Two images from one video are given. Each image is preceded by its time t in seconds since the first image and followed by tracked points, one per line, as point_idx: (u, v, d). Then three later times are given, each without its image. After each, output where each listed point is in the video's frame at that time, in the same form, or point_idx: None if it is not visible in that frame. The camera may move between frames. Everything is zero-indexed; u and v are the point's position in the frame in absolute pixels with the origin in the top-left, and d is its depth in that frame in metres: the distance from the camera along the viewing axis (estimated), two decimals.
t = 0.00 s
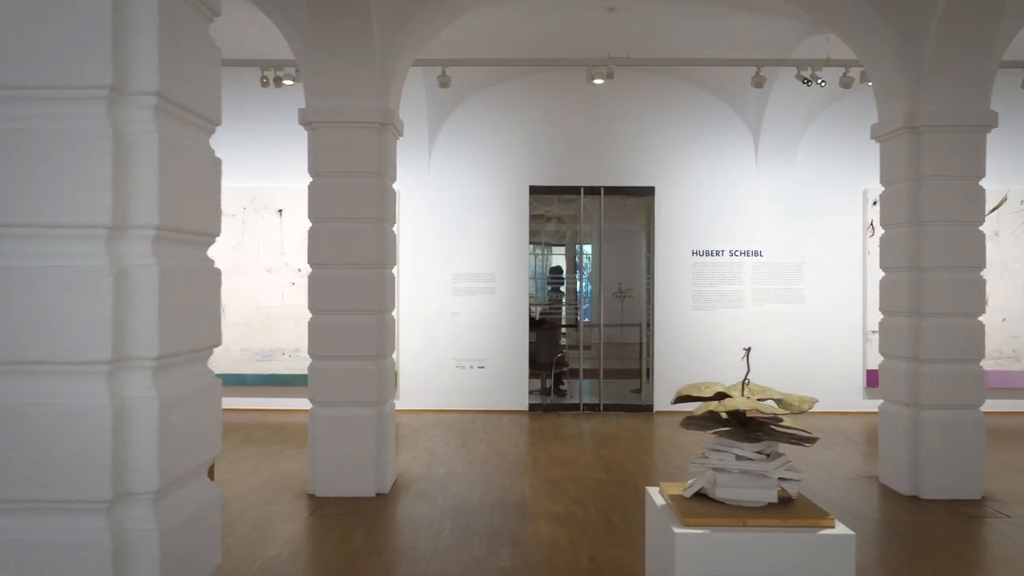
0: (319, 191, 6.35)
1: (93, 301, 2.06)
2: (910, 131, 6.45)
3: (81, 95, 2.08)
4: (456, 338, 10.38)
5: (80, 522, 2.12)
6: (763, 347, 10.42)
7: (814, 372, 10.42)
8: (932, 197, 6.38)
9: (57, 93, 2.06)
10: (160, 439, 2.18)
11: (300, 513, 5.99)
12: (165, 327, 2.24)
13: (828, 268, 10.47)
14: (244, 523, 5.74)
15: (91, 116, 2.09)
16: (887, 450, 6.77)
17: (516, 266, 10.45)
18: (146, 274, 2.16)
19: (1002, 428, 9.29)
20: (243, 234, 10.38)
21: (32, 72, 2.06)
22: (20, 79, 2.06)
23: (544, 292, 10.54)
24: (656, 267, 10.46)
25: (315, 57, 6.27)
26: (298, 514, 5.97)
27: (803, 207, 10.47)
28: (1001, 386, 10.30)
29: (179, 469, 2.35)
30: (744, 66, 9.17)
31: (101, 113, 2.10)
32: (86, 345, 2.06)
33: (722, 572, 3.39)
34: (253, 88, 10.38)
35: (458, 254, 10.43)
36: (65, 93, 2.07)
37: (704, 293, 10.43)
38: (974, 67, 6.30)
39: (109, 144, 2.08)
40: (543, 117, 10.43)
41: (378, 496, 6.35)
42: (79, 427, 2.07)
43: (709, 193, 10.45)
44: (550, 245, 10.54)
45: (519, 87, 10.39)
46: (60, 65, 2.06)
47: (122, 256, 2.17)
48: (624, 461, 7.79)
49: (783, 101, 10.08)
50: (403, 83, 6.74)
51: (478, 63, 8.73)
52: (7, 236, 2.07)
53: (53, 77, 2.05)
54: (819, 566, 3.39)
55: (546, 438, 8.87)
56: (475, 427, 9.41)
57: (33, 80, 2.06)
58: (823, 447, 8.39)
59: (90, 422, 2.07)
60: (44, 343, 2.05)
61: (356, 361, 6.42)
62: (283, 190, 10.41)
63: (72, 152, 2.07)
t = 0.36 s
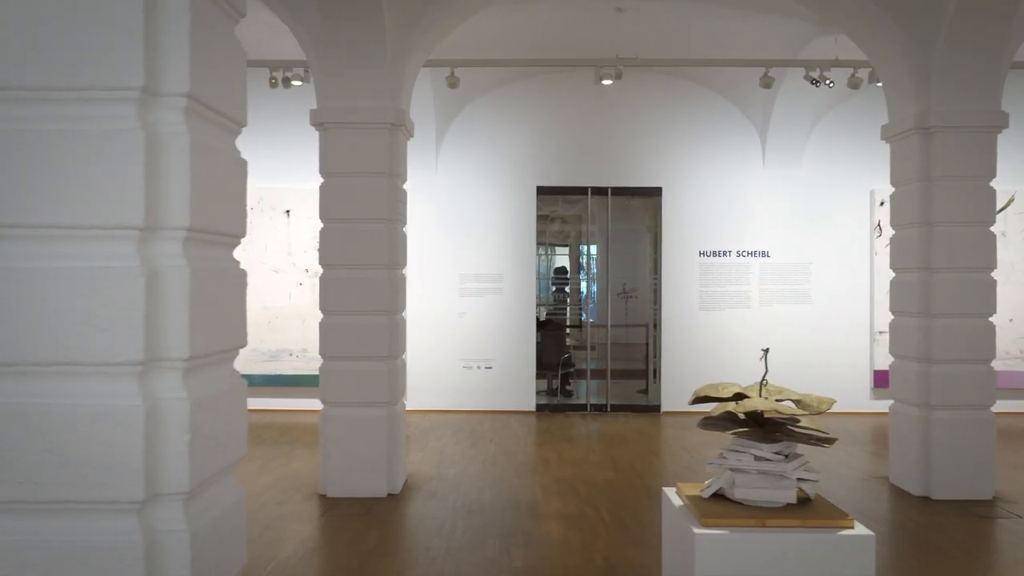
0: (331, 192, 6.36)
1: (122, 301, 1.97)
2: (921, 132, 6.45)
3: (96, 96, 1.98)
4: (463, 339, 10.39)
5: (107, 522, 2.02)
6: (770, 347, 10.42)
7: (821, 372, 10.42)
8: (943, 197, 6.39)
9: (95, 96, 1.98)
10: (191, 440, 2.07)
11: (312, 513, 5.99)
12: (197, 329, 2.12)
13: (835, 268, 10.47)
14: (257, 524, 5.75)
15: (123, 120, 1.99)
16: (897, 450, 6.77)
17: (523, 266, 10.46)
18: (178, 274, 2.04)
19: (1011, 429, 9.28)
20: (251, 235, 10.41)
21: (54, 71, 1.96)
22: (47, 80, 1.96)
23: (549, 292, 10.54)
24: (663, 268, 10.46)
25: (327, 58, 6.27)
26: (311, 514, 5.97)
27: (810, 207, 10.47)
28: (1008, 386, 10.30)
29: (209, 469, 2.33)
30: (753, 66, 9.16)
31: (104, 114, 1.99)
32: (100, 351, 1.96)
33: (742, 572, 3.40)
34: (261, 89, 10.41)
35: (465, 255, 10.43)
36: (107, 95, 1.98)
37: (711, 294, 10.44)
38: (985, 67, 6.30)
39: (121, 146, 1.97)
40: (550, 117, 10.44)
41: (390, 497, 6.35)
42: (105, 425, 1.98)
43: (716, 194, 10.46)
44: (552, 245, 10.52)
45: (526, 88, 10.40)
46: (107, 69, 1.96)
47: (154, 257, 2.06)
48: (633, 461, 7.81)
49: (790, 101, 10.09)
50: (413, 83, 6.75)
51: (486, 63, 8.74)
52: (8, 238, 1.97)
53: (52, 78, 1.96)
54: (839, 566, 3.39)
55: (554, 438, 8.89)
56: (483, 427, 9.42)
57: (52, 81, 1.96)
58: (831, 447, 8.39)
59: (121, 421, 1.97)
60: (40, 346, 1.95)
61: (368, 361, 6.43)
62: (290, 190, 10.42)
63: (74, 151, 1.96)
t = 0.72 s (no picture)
0: (342, 193, 6.36)
1: (152, 295, 2.13)
2: (931, 133, 6.46)
3: (97, 98, 2.16)
4: (470, 339, 10.40)
5: (142, 521, 2.19)
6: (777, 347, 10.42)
7: (828, 372, 10.43)
8: (953, 198, 6.40)
9: (133, 98, 2.15)
10: (221, 440, 2.22)
11: (323, 513, 6.01)
12: (227, 329, 2.26)
13: (843, 269, 10.47)
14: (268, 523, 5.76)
15: (160, 121, 2.17)
16: (907, 451, 6.78)
17: (530, 266, 10.47)
18: (209, 279, 2.20)
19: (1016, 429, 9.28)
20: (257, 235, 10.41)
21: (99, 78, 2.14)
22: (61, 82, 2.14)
23: (554, 292, 10.54)
24: (670, 268, 10.46)
25: (337, 59, 6.27)
26: (322, 514, 5.99)
27: (816, 208, 10.48)
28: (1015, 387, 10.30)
29: (238, 469, 2.35)
30: (760, 67, 9.18)
31: (102, 115, 2.18)
32: (135, 346, 2.14)
33: (761, 572, 3.40)
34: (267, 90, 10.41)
35: (472, 256, 10.45)
36: (107, 97, 2.16)
37: (718, 294, 10.44)
38: (996, 68, 6.31)
39: (121, 147, 2.14)
40: (557, 117, 10.45)
41: (400, 497, 6.36)
42: (135, 421, 2.15)
43: (723, 194, 10.46)
44: (556, 245, 10.52)
45: (533, 88, 10.42)
46: (129, 92, 2.14)
47: (186, 259, 2.22)
48: (641, 461, 7.82)
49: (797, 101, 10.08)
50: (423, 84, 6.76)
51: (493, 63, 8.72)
52: (14, 237, 2.16)
53: (52, 78, 2.14)
54: (858, 567, 3.40)
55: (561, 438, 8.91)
56: (490, 427, 9.43)
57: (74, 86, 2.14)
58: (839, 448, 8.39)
59: (153, 421, 2.14)
60: (40, 336, 2.13)
61: (379, 361, 6.44)
62: (297, 190, 10.44)
63: (72, 150, 2.14)
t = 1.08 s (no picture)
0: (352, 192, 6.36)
1: (176, 294, 2.13)
2: (941, 134, 6.46)
3: (97, 99, 2.17)
4: (475, 338, 10.40)
5: (172, 524, 2.19)
6: (783, 347, 10.41)
7: (833, 372, 10.44)
8: (963, 198, 6.40)
9: (133, 97, 2.16)
10: (249, 440, 2.22)
11: (333, 513, 6.01)
12: (256, 330, 2.26)
13: (848, 268, 10.48)
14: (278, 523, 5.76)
15: (187, 120, 2.17)
16: (916, 450, 6.78)
17: (536, 266, 10.47)
18: (237, 278, 2.19)
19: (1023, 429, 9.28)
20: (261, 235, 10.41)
21: (124, 75, 2.15)
22: (80, 81, 2.15)
23: (558, 292, 10.54)
24: (676, 268, 10.47)
25: (346, 59, 6.27)
26: (332, 513, 5.99)
27: (821, 208, 10.48)
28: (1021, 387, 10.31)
29: (266, 469, 2.36)
30: (765, 67, 9.18)
31: (103, 115, 2.18)
32: (150, 350, 2.14)
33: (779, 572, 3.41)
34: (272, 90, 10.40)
35: (478, 256, 10.45)
36: (119, 97, 2.17)
37: (724, 294, 10.44)
38: (1005, 68, 6.32)
39: (121, 147, 2.14)
40: (562, 117, 10.45)
41: (410, 497, 6.37)
42: (161, 423, 2.15)
43: (728, 194, 10.47)
44: (559, 245, 10.52)
45: (538, 88, 10.42)
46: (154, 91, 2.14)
47: (214, 258, 2.22)
48: (649, 461, 7.82)
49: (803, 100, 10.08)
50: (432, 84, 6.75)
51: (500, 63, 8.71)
52: (43, 237, 2.17)
53: (51, 77, 2.15)
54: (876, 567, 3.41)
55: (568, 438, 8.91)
56: (497, 427, 9.43)
57: (91, 85, 2.15)
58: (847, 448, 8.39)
59: (182, 422, 2.14)
60: (42, 341, 2.13)
61: (390, 362, 6.44)
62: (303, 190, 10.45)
63: (72, 152, 2.14)
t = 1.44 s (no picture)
0: (361, 192, 6.36)
1: (202, 294, 2.13)
2: (949, 134, 6.46)
3: (99, 99, 2.16)
4: (480, 338, 10.40)
5: (200, 524, 2.18)
6: (788, 347, 10.42)
7: (838, 372, 10.44)
8: (972, 198, 6.41)
9: (132, 97, 2.15)
10: (276, 440, 2.21)
11: (343, 513, 6.00)
12: (283, 331, 2.26)
13: (853, 269, 10.49)
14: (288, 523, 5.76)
15: (215, 120, 2.16)
16: (924, 450, 6.79)
17: (541, 266, 10.47)
18: (265, 278, 2.19)
19: None
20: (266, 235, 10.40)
21: (150, 75, 2.14)
22: (103, 83, 2.14)
23: (560, 293, 10.51)
24: (681, 268, 10.48)
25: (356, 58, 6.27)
26: (341, 514, 5.99)
27: (826, 208, 10.49)
28: None
29: (292, 469, 2.35)
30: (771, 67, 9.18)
31: (103, 115, 2.17)
32: (148, 350, 2.13)
33: (796, 572, 3.41)
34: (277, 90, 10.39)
35: (482, 257, 10.45)
36: (134, 96, 2.16)
37: (729, 294, 10.45)
38: (1014, 68, 6.32)
39: (121, 148, 2.13)
40: (567, 117, 10.45)
41: (418, 497, 6.36)
42: (185, 424, 2.14)
43: (733, 194, 10.47)
44: (560, 246, 10.50)
45: (543, 88, 10.42)
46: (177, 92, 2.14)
47: (242, 258, 2.22)
48: (657, 461, 7.81)
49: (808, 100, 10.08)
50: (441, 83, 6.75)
51: (507, 64, 8.70)
52: (71, 236, 2.16)
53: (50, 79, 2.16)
54: (893, 567, 3.41)
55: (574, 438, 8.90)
56: (503, 427, 9.43)
57: (112, 86, 2.14)
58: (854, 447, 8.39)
59: (212, 422, 2.14)
60: (65, 343, 2.13)
61: (398, 362, 6.44)
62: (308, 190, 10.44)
63: (71, 152, 2.14)
